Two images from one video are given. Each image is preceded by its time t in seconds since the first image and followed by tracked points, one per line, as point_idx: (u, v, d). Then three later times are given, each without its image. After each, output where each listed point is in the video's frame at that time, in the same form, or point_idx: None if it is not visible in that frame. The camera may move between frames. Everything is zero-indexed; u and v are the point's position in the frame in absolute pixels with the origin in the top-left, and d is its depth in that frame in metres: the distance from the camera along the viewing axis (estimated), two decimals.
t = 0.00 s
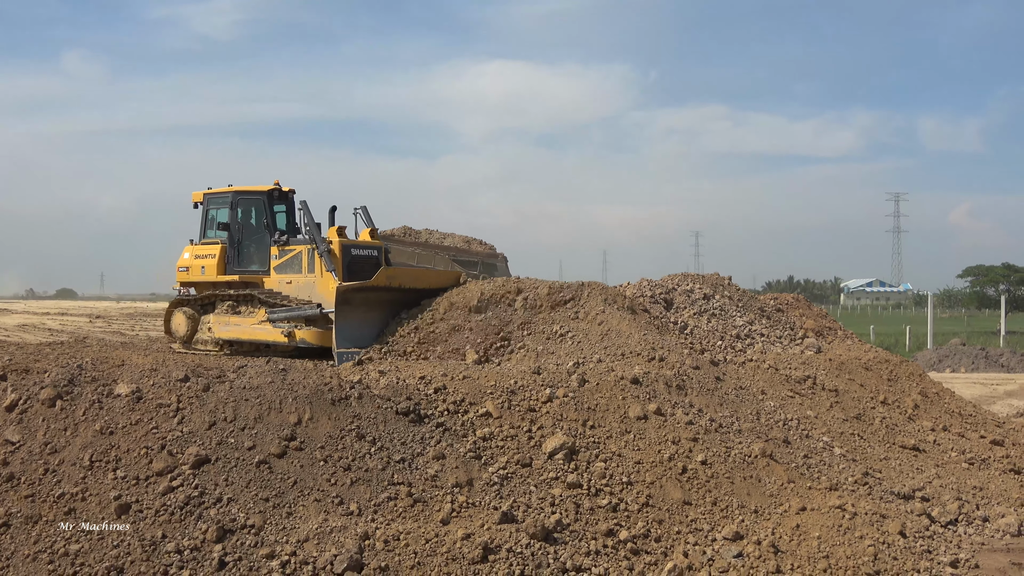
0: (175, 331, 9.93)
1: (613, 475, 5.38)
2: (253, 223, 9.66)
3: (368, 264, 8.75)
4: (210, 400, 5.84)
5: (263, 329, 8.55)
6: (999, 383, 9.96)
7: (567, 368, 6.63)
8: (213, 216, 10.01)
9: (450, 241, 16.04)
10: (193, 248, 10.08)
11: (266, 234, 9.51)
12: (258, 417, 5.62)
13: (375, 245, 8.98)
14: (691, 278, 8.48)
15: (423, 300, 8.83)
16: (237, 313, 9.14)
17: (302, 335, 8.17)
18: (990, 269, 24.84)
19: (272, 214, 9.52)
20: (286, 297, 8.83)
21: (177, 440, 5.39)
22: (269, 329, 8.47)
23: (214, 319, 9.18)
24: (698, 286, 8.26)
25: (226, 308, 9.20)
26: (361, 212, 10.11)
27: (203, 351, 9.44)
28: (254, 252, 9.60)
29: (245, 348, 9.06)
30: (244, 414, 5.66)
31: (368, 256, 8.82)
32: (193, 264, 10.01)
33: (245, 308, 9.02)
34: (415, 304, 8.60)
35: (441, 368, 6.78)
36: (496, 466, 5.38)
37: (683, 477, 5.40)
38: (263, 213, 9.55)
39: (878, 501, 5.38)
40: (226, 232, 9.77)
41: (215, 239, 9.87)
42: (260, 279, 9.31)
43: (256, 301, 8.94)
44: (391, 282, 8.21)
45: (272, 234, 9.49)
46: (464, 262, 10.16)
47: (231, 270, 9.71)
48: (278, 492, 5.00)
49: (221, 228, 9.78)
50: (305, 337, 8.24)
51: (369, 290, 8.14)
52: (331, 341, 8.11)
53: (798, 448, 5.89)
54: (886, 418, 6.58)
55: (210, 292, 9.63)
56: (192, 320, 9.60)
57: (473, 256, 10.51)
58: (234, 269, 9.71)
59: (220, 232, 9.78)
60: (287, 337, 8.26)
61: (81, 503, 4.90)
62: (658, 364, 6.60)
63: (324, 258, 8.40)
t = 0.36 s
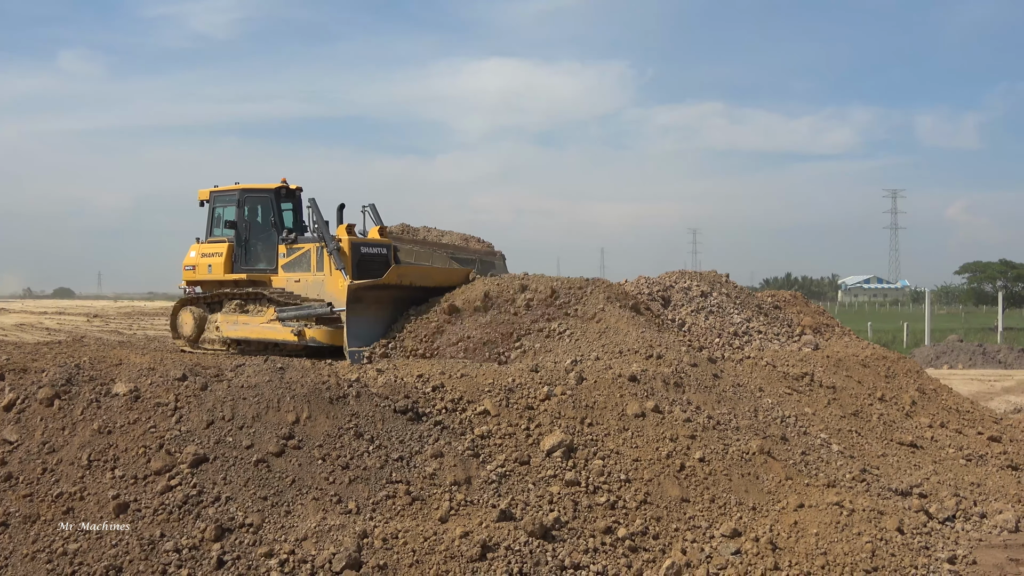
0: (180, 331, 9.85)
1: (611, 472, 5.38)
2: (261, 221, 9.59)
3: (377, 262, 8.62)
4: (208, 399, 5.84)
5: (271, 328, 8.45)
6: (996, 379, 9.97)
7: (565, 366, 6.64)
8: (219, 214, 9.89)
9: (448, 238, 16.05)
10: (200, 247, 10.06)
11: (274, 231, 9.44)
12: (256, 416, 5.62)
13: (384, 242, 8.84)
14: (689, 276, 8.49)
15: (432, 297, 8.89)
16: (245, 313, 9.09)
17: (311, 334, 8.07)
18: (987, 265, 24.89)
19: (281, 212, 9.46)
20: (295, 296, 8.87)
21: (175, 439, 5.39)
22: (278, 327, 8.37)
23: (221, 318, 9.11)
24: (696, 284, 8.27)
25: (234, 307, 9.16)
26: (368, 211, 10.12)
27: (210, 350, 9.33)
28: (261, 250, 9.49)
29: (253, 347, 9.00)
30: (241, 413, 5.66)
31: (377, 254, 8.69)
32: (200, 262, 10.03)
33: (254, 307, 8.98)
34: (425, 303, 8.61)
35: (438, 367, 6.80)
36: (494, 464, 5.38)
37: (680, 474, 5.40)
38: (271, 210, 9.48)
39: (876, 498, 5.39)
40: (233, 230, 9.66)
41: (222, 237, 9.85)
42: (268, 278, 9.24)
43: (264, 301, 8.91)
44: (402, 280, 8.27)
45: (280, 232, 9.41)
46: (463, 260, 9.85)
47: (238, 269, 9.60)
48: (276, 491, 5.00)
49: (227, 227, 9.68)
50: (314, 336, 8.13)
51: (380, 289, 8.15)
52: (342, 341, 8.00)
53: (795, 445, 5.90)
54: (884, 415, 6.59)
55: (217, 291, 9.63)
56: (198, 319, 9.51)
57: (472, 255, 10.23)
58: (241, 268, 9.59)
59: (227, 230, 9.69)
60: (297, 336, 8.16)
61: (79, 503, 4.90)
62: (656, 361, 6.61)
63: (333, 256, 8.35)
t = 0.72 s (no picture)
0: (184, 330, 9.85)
1: (607, 473, 5.39)
2: (267, 219, 9.55)
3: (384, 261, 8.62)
4: (204, 398, 5.84)
5: (279, 327, 8.49)
6: (992, 380, 9.98)
7: (561, 366, 6.65)
8: (225, 211, 9.85)
9: (445, 237, 16.05)
10: (205, 245, 9.93)
11: (280, 230, 9.41)
12: (251, 415, 5.61)
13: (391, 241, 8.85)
14: (686, 276, 8.50)
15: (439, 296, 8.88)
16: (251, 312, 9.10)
17: (320, 333, 8.10)
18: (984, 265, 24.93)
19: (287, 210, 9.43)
20: (303, 296, 8.82)
21: (171, 438, 5.38)
22: (285, 327, 8.42)
23: (227, 317, 9.11)
24: (693, 284, 8.28)
25: (240, 306, 9.16)
26: (375, 210, 10.11)
27: (217, 348, 9.40)
28: (267, 249, 9.48)
29: (260, 346, 9.02)
30: (237, 412, 5.65)
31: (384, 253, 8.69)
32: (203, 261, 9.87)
33: (260, 306, 8.98)
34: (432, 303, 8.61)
35: (434, 366, 6.83)
36: (490, 464, 5.38)
37: (676, 474, 5.40)
38: (278, 208, 9.45)
39: (871, 498, 5.39)
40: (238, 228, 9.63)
41: (227, 236, 9.76)
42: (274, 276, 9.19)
43: (270, 300, 8.89)
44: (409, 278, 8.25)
45: (287, 231, 9.39)
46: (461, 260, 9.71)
47: (243, 267, 9.54)
48: (272, 490, 5.00)
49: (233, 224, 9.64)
50: (323, 335, 8.19)
51: (387, 286, 8.15)
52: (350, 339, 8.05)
53: (791, 446, 5.90)
54: (880, 415, 6.59)
55: (222, 290, 9.58)
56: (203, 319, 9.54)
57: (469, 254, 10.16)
58: (247, 267, 9.53)
59: (232, 228, 9.65)
60: (305, 335, 8.20)
61: (75, 502, 4.89)
62: (652, 361, 6.61)
63: (340, 255, 8.33)
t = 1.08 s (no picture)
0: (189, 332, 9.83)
1: (602, 475, 5.39)
2: (273, 220, 9.54)
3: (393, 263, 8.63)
4: (200, 399, 5.84)
5: (285, 329, 8.37)
6: (988, 384, 9.99)
7: (557, 369, 6.66)
8: (231, 212, 9.84)
9: (442, 239, 16.06)
10: (211, 246, 10.00)
11: (287, 231, 9.40)
12: (247, 417, 5.61)
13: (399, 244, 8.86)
14: (682, 279, 8.51)
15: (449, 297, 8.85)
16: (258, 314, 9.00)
17: (327, 334, 7.98)
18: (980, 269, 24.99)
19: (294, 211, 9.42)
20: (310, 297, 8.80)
21: (166, 440, 5.38)
22: (292, 328, 8.30)
23: (233, 319, 9.01)
24: (689, 287, 8.30)
25: (246, 307, 9.07)
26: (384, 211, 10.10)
27: (222, 350, 9.38)
28: (274, 250, 9.46)
29: (264, 349, 8.88)
30: (233, 414, 5.65)
31: (393, 255, 8.70)
32: (209, 262, 9.94)
33: (267, 308, 8.90)
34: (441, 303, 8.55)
35: (431, 368, 6.87)
36: (485, 466, 5.38)
37: (672, 477, 5.41)
38: (284, 209, 9.44)
39: (866, 502, 5.40)
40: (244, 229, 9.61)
41: (233, 237, 9.77)
42: (279, 278, 9.16)
43: (278, 302, 8.82)
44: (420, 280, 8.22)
45: (293, 232, 9.38)
46: (457, 261, 9.74)
47: (249, 268, 9.53)
48: (267, 492, 5.00)
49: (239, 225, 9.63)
50: (331, 337, 8.06)
51: (398, 288, 8.12)
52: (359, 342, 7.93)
53: (787, 449, 5.91)
54: (875, 419, 6.60)
55: (227, 291, 9.57)
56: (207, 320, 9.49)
57: (467, 255, 10.21)
58: (253, 268, 9.52)
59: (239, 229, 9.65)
60: (312, 336, 8.07)
61: (70, 503, 4.89)
62: (648, 364, 6.62)
63: (348, 257, 8.29)
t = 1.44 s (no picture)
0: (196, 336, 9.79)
1: (599, 477, 5.39)
2: (281, 222, 9.56)
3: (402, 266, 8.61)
4: (196, 402, 5.83)
5: (294, 332, 8.37)
6: (984, 385, 10.00)
7: (554, 372, 6.67)
8: (237, 214, 9.85)
9: (439, 242, 16.06)
10: (216, 249, 9.96)
11: (295, 234, 9.44)
12: (243, 420, 5.61)
13: (408, 246, 8.83)
14: (678, 281, 8.52)
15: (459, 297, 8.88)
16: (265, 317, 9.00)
17: (336, 336, 7.98)
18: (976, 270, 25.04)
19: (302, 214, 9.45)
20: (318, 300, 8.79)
21: (163, 443, 5.37)
22: (300, 331, 8.29)
23: (241, 322, 9.01)
24: (685, 289, 8.31)
25: (254, 310, 9.06)
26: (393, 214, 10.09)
27: (229, 352, 9.36)
28: (282, 253, 9.50)
29: (272, 351, 8.90)
30: (229, 417, 5.65)
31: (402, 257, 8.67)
32: (215, 265, 9.86)
33: (275, 311, 8.89)
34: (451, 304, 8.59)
35: (427, 372, 6.87)
36: (482, 469, 5.38)
37: (669, 479, 5.41)
38: (293, 212, 9.46)
39: (863, 503, 5.40)
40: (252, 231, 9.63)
41: (240, 239, 9.74)
42: (288, 282, 9.14)
43: (285, 305, 8.81)
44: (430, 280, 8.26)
45: (301, 235, 9.42)
46: (455, 263, 9.73)
47: (257, 271, 9.56)
48: (264, 495, 4.99)
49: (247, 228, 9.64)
50: (340, 339, 8.05)
51: (407, 289, 8.16)
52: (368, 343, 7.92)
53: (783, 450, 5.91)
54: (872, 420, 6.61)
55: (234, 294, 9.54)
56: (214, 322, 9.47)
57: (463, 257, 10.24)
58: (260, 270, 9.56)
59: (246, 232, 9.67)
60: (321, 339, 8.07)
61: (66, 507, 4.88)
62: (645, 366, 6.64)
63: (357, 259, 8.28)
